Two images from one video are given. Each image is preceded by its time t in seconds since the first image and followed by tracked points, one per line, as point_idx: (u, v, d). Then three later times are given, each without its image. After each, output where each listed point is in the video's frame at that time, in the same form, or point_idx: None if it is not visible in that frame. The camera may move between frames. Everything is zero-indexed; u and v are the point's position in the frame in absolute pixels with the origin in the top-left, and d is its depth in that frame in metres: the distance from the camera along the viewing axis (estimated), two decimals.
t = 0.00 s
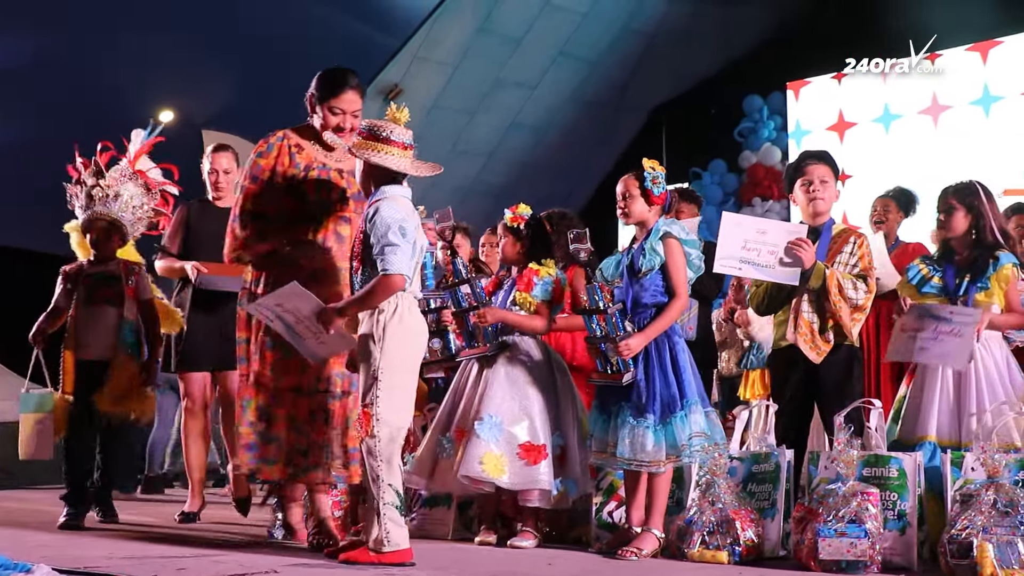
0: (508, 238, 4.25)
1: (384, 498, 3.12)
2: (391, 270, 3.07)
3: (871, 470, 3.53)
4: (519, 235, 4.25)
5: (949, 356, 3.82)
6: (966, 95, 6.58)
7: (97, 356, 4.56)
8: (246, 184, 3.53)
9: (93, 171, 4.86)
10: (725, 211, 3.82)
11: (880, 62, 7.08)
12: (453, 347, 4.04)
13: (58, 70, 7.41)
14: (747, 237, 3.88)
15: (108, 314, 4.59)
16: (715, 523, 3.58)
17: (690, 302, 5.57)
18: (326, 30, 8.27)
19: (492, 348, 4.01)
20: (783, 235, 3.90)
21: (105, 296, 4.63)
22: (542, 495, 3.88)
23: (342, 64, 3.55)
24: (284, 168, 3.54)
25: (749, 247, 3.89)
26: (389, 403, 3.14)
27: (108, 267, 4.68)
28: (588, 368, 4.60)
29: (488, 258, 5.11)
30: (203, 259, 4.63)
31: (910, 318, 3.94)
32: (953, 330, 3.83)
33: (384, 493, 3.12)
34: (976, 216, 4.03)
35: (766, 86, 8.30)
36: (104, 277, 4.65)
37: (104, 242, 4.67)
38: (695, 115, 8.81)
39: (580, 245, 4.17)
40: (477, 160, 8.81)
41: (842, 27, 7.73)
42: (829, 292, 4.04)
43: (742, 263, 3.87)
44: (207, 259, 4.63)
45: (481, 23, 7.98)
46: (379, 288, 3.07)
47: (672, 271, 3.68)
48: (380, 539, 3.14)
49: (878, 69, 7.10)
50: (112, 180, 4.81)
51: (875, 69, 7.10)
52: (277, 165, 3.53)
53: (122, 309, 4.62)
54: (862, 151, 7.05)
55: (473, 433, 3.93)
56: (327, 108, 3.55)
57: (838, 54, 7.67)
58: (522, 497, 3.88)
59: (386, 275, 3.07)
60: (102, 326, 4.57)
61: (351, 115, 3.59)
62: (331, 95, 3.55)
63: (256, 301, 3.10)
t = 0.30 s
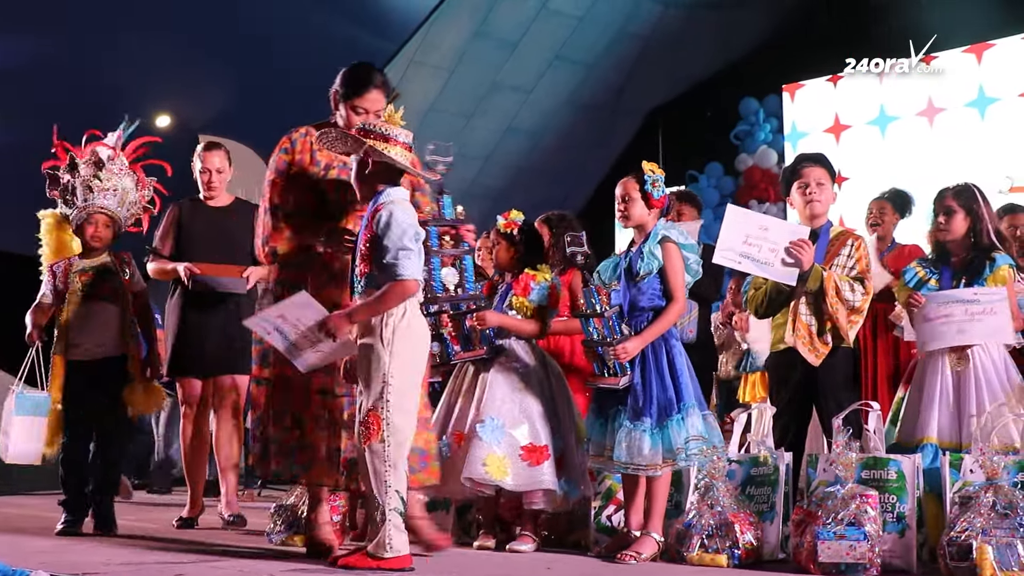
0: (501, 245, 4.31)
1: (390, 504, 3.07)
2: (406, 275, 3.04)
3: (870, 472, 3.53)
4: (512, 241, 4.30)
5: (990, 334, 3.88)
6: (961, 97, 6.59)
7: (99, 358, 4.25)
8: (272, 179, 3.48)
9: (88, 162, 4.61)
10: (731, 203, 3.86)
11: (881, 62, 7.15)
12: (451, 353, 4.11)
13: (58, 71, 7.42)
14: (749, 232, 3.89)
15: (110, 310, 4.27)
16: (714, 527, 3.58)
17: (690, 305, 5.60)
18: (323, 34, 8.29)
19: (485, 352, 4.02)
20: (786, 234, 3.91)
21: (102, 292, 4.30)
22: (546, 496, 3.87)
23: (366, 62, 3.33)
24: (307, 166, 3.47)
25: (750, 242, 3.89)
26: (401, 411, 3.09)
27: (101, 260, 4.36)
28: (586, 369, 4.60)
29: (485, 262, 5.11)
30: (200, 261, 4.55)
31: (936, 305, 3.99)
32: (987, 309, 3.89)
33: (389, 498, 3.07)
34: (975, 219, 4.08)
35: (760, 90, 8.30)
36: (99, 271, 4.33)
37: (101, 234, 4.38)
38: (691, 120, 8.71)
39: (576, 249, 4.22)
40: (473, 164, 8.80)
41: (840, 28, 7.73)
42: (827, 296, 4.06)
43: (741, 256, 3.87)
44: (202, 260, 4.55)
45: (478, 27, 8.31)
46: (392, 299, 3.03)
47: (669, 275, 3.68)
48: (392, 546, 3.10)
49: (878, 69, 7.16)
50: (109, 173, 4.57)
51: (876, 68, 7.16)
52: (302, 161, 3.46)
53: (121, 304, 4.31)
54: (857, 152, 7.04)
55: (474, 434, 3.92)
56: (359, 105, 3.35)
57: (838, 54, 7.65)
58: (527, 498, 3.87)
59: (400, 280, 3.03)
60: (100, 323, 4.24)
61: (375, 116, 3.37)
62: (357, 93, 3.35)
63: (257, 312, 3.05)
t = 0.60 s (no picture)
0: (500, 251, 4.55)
1: (400, 510, 2.91)
2: (421, 283, 2.90)
3: (868, 475, 3.52)
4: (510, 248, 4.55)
5: (999, 333, 3.87)
6: (956, 100, 6.61)
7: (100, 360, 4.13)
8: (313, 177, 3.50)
9: (100, 160, 4.44)
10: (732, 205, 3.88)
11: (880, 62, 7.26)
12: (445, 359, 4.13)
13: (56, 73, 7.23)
14: (749, 234, 3.91)
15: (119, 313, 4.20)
16: (712, 529, 3.58)
17: (689, 309, 5.62)
18: (315, 39, 8.40)
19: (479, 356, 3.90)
20: (784, 237, 3.92)
21: (113, 294, 4.22)
22: (535, 504, 3.88)
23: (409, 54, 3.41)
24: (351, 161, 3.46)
25: (749, 244, 3.91)
26: (405, 414, 2.92)
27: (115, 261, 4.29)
28: (585, 372, 4.63)
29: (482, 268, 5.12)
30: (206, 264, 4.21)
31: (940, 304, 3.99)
32: (990, 308, 3.89)
33: (400, 504, 2.90)
34: (973, 222, 4.11)
35: (757, 92, 8.48)
36: (110, 272, 4.25)
37: (122, 233, 4.32)
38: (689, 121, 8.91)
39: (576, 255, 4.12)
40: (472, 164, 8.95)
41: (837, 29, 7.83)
42: (823, 299, 4.06)
43: (740, 259, 3.90)
44: (207, 263, 4.21)
45: (475, 32, 7.99)
46: (407, 303, 2.88)
47: (668, 280, 3.69)
48: (391, 553, 2.93)
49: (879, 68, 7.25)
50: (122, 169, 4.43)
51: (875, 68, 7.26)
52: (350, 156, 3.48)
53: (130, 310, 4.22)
54: (854, 156, 7.08)
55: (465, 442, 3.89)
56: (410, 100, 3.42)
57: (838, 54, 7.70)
58: (516, 506, 3.88)
59: (416, 287, 2.89)
60: (106, 325, 4.15)
61: (416, 106, 3.44)
62: (398, 84, 3.43)
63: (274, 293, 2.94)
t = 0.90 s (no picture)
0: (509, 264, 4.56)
1: (403, 514, 2.89)
2: (422, 283, 2.91)
3: (864, 480, 3.52)
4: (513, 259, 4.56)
5: (1000, 340, 3.81)
6: (952, 106, 6.64)
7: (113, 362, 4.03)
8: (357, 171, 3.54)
9: (105, 153, 4.22)
10: (726, 212, 3.84)
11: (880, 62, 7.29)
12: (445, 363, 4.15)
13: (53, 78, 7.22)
14: (744, 242, 3.90)
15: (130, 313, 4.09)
16: (709, 534, 3.57)
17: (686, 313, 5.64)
18: (319, 45, 8.33)
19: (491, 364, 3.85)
20: (778, 244, 3.92)
21: (122, 292, 4.10)
22: (529, 509, 3.88)
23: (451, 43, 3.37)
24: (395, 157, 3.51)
25: (744, 251, 3.90)
26: (408, 418, 2.91)
27: (121, 258, 4.15)
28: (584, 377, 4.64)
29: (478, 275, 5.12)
30: (217, 258, 4.15)
31: (943, 311, 3.91)
32: (993, 314, 3.83)
33: (403, 508, 2.88)
34: (962, 226, 4.14)
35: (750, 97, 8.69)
36: (116, 270, 4.11)
37: (128, 230, 4.16)
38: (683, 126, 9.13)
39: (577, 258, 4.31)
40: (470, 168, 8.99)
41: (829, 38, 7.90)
42: (818, 305, 4.05)
43: (736, 267, 3.88)
44: (218, 257, 4.14)
45: (470, 37, 7.97)
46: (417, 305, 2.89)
47: (668, 285, 3.69)
48: (391, 558, 2.88)
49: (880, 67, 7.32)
50: (128, 163, 4.22)
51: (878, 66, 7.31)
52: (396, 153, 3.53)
53: (140, 309, 4.12)
54: (850, 161, 7.10)
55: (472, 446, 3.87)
56: (453, 88, 3.39)
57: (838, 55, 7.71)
58: (512, 510, 3.87)
59: (417, 289, 2.90)
60: (117, 325, 4.05)
61: (456, 93, 3.40)
62: (439, 72, 3.40)
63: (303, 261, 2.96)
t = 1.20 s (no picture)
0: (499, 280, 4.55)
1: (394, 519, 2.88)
2: (413, 295, 2.90)
3: (859, 487, 3.54)
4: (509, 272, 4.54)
5: (1012, 343, 3.82)
6: (948, 114, 6.69)
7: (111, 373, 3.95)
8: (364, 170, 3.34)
9: (80, 149, 4.19)
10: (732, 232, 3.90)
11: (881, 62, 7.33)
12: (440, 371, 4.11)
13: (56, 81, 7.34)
14: (739, 257, 3.92)
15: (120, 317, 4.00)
16: (704, 542, 3.57)
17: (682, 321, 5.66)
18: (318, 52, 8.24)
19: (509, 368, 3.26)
20: (769, 256, 3.94)
21: (109, 293, 4.00)
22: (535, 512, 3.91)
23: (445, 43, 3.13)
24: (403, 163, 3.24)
25: (739, 267, 3.92)
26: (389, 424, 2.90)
27: (110, 255, 4.06)
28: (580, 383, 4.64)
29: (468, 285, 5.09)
30: (215, 260, 4.13)
31: (952, 328, 3.98)
32: (1003, 319, 3.85)
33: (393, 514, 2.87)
34: (957, 234, 4.17)
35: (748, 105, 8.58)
36: (105, 269, 4.01)
37: (110, 224, 4.08)
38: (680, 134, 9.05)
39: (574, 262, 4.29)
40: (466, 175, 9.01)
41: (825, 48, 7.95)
42: (811, 315, 4.07)
43: (731, 282, 3.90)
44: (217, 260, 4.13)
45: (469, 42, 8.00)
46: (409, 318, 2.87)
47: (664, 293, 3.70)
48: (383, 565, 2.88)
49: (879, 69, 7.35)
50: (104, 157, 4.17)
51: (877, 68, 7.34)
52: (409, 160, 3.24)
53: (128, 309, 4.02)
54: (846, 169, 7.14)
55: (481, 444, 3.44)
56: (449, 93, 3.12)
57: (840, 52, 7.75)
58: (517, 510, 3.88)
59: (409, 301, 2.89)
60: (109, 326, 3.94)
61: (451, 96, 3.13)
62: (435, 74, 3.14)
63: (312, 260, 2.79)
